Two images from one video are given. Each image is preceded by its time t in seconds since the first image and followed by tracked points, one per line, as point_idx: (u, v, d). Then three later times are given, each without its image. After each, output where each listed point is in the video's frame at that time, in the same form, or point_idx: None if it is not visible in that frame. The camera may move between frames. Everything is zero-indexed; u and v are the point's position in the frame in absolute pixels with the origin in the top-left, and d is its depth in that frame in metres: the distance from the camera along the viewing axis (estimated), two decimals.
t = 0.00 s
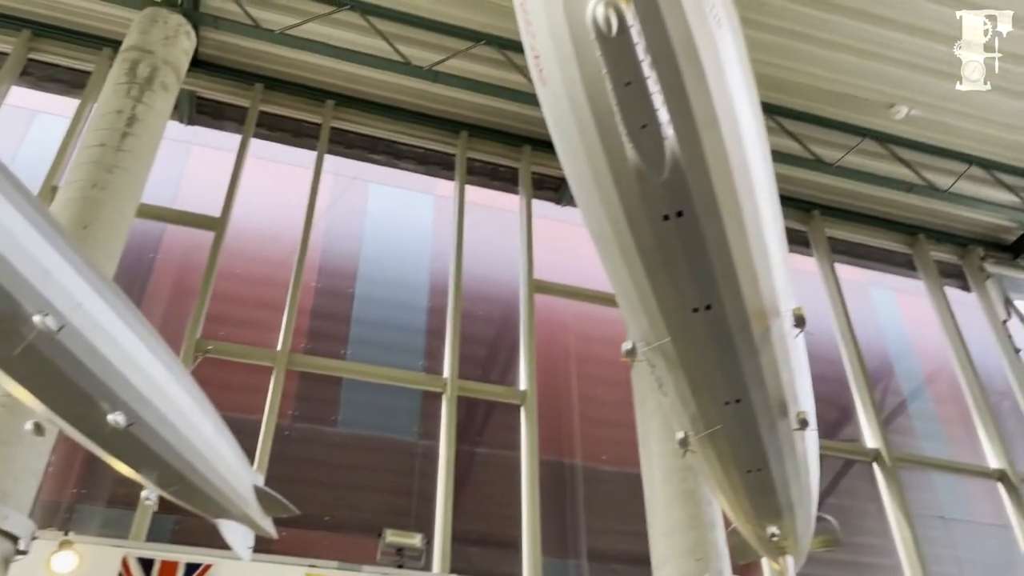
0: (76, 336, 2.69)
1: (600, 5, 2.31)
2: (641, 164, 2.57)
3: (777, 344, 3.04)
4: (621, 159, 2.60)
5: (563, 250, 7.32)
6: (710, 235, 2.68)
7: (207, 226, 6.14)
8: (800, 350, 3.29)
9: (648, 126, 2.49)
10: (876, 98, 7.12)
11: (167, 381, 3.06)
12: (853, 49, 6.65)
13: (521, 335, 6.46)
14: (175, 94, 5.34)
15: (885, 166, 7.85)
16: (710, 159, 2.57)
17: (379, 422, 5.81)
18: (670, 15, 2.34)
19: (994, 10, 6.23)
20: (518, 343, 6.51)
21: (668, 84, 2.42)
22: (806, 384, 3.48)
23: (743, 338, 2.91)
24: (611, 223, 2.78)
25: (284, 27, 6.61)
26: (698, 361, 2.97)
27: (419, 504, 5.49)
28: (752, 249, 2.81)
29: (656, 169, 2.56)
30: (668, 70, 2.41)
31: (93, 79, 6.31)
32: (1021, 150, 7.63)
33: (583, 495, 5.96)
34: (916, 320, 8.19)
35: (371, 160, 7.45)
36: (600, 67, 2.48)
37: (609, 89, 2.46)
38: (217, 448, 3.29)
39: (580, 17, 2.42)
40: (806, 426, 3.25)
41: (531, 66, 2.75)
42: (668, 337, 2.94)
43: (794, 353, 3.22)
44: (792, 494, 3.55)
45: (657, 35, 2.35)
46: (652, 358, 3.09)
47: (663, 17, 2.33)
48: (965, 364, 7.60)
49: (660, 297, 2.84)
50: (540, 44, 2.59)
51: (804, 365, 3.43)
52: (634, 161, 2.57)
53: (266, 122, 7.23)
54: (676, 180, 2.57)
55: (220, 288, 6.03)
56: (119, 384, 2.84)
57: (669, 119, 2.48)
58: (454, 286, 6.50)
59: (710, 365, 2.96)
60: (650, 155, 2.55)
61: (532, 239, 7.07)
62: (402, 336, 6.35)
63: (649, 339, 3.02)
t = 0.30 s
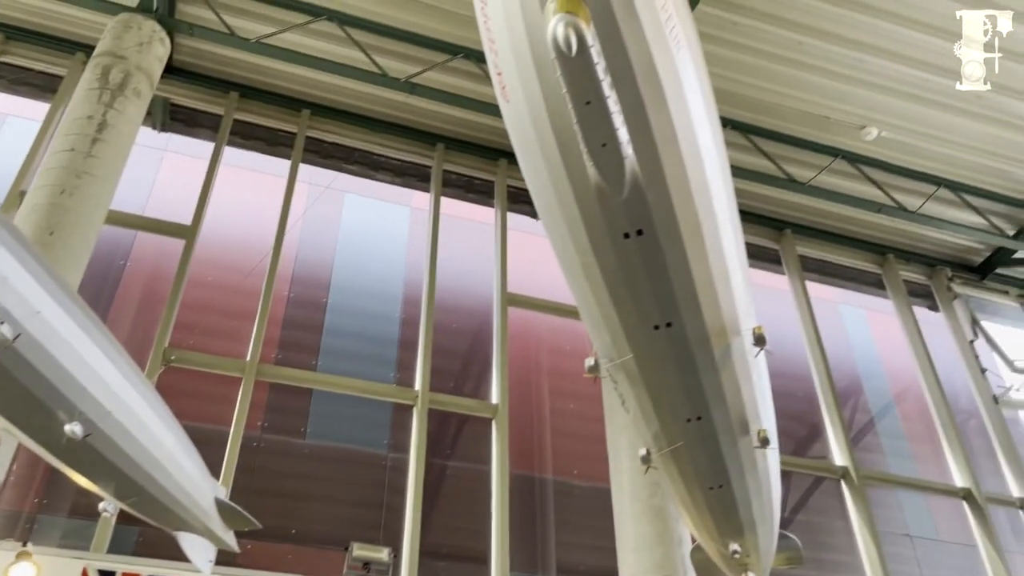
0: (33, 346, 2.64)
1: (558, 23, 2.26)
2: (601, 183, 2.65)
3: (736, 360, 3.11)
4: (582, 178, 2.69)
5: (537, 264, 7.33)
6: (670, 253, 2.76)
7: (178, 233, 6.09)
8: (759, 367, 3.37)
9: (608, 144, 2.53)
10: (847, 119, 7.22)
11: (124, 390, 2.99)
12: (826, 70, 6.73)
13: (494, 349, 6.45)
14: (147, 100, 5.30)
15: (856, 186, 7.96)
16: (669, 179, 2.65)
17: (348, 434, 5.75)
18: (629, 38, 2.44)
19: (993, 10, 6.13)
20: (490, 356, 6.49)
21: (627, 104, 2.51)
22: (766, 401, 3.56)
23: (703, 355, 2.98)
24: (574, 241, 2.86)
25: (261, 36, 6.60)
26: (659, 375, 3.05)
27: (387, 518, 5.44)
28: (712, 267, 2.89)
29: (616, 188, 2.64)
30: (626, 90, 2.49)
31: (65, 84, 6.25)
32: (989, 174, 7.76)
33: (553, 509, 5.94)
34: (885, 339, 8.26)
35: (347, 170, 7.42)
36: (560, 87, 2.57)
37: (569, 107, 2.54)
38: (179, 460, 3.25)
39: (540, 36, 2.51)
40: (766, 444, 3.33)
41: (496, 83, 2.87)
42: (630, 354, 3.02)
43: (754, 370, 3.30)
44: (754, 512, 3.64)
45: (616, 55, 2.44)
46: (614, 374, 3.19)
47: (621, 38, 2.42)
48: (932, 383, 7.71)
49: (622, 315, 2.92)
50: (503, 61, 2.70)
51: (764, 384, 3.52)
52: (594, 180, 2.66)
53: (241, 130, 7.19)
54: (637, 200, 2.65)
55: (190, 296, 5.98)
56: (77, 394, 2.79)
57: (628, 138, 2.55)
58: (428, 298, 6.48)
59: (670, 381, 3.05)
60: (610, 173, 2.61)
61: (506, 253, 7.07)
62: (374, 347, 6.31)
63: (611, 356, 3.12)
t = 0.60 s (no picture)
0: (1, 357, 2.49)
1: (527, 40, 2.31)
2: (573, 197, 2.70)
3: (707, 376, 3.22)
4: (554, 192, 2.75)
5: (518, 278, 7.34)
6: (640, 268, 2.84)
7: (156, 242, 6.07)
8: (730, 382, 3.48)
9: (579, 159, 2.58)
10: (827, 137, 7.29)
11: (98, 403, 2.93)
12: (805, 88, 6.80)
13: (474, 362, 6.45)
14: (127, 108, 5.27)
15: (834, 204, 8.05)
16: (640, 193, 2.71)
17: (325, 445, 5.70)
18: (600, 55, 2.49)
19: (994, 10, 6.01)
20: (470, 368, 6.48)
21: (598, 120, 2.56)
22: (739, 418, 3.71)
23: (673, 369, 3.10)
24: (547, 255, 2.93)
25: (246, 45, 6.59)
26: (630, 389, 3.18)
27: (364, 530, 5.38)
28: (682, 281, 2.97)
29: (587, 202, 2.70)
30: (597, 107, 2.55)
31: (45, 90, 6.21)
32: (966, 193, 7.85)
33: (531, 523, 5.90)
34: (863, 355, 8.28)
35: (329, 180, 7.40)
36: (532, 102, 2.62)
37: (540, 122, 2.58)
38: (146, 466, 3.20)
39: (510, 50, 2.54)
40: (738, 458, 3.46)
41: (468, 96, 2.93)
42: (602, 368, 3.15)
43: (726, 386, 3.41)
44: (726, 527, 3.76)
45: (587, 71, 2.49)
46: (588, 387, 3.32)
47: (592, 54, 2.47)
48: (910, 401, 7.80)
49: (594, 328, 3.02)
50: (476, 74, 2.73)
51: (735, 397, 3.65)
52: (566, 194, 2.72)
53: (223, 139, 7.17)
54: (608, 213, 2.71)
55: (168, 305, 5.93)
56: (45, 403, 2.66)
57: (598, 154, 2.61)
58: (408, 309, 6.48)
59: (643, 394, 3.17)
60: (582, 188, 2.66)
61: (487, 266, 7.08)
62: (353, 357, 6.28)
63: (585, 370, 3.24)
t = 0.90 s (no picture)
0: None
1: (509, 54, 2.36)
2: (554, 211, 2.79)
3: (689, 392, 3.26)
4: (535, 206, 2.82)
5: (506, 291, 7.35)
6: (622, 281, 2.89)
7: (143, 251, 6.07)
8: (711, 397, 3.52)
9: (559, 173, 2.66)
10: (814, 153, 7.35)
11: (77, 412, 2.89)
12: (795, 105, 6.85)
13: (462, 375, 6.45)
14: (116, 117, 5.26)
15: (821, 220, 8.11)
16: (621, 208, 2.76)
17: (311, 458, 5.66)
18: (582, 71, 2.54)
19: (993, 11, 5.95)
20: (457, 381, 6.48)
21: (580, 134, 2.61)
22: (722, 433, 3.75)
23: (655, 384, 3.14)
24: (529, 268, 3.01)
25: (236, 56, 6.61)
26: (612, 403, 3.24)
27: (349, 543, 5.34)
28: (664, 295, 3.01)
29: (569, 216, 2.77)
30: (579, 122, 2.59)
31: (33, 98, 6.20)
32: (953, 211, 7.91)
33: (517, 537, 5.86)
34: (851, 371, 8.27)
35: (319, 192, 7.39)
36: (513, 118, 2.70)
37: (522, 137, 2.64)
38: (125, 477, 3.16)
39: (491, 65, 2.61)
40: (719, 473, 3.49)
41: (451, 109, 3.00)
42: (584, 381, 3.21)
43: (708, 401, 3.44)
44: (708, 542, 3.81)
45: (568, 86, 2.54)
46: (570, 400, 3.37)
47: (573, 70, 2.52)
48: (896, 418, 7.85)
49: (576, 341, 3.08)
50: (457, 88, 2.81)
51: (718, 414, 3.69)
52: (547, 208, 2.79)
53: (213, 149, 7.16)
54: (588, 227, 2.78)
55: (154, 315, 5.90)
56: (23, 413, 2.62)
57: (579, 169, 2.66)
58: (395, 324, 6.50)
59: (625, 408, 3.23)
60: (563, 202, 2.74)
61: (476, 279, 7.09)
62: (341, 369, 6.26)
63: (566, 383, 3.31)
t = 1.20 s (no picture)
0: None
1: (498, 74, 2.40)
2: (543, 230, 2.82)
3: (678, 410, 3.28)
4: (524, 224, 2.87)
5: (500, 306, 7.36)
6: (610, 299, 2.93)
7: (136, 264, 6.06)
8: (701, 415, 3.53)
9: (548, 192, 2.70)
10: (806, 171, 7.39)
11: (64, 426, 2.85)
12: (787, 123, 6.89)
13: (455, 390, 6.45)
14: (110, 130, 5.26)
15: (814, 237, 8.15)
16: (610, 225, 2.80)
17: (302, 472, 5.63)
18: (570, 90, 2.62)
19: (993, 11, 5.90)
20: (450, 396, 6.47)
21: (567, 154, 2.67)
22: (710, 450, 3.78)
23: (644, 402, 3.17)
24: (518, 287, 3.06)
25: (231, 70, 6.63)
26: (601, 422, 3.26)
27: (339, 559, 5.31)
28: (652, 313, 3.04)
29: (557, 234, 2.82)
30: (566, 141, 2.65)
31: (27, 111, 6.20)
32: (944, 229, 7.95)
33: (509, 554, 5.82)
34: (842, 387, 8.28)
35: (313, 206, 7.40)
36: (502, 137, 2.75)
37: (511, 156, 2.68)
38: (113, 492, 3.14)
39: (479, 86, 2.67)
40: (709, 492, 3.50)
41: (439, 127, 3.05)
42: (573, 399, 3.25)
43: (697, 419, 3.46)
44: (698, 562, 3.83)
45: (556, 105, 2.60)
46: (560, 418, 3.41)
47: (561, 89, 2.59)
48: (889, 435, 7.85)
49: (565, 359, 3.11)
50: (446, 107, 2.86)
51: (707, 432, 3.72)
52: (536, 226, 2.84)
53: (207, 162, 7.17)
54: (577, 244, 2.82)
55: (146, 327, 5.89)
56: (11, 427, 2.58)
57: (568, 187, 2.70)
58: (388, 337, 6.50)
59: (614, 426, 3.25)
60: (551, 219, 2.78)
61: (469, 294, 7.09)
62: (333, 383, 6.24)
63: (556, 401, 3.34)
